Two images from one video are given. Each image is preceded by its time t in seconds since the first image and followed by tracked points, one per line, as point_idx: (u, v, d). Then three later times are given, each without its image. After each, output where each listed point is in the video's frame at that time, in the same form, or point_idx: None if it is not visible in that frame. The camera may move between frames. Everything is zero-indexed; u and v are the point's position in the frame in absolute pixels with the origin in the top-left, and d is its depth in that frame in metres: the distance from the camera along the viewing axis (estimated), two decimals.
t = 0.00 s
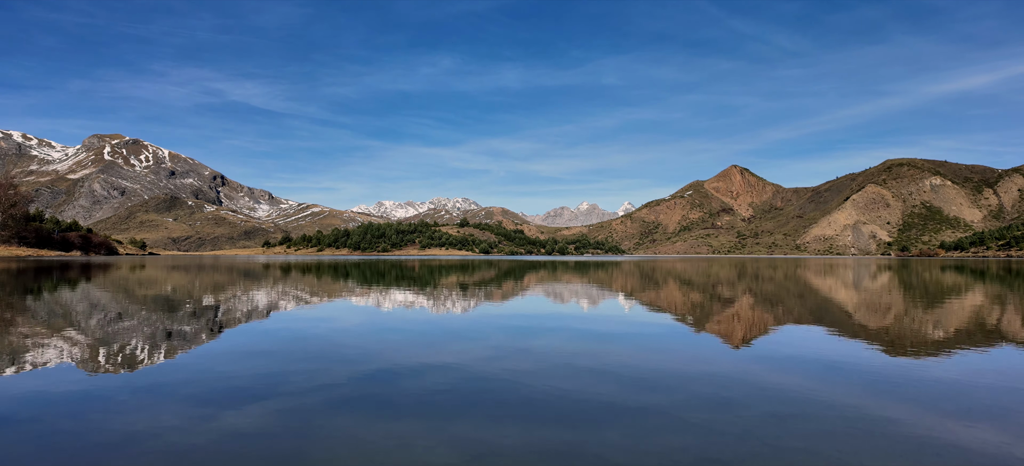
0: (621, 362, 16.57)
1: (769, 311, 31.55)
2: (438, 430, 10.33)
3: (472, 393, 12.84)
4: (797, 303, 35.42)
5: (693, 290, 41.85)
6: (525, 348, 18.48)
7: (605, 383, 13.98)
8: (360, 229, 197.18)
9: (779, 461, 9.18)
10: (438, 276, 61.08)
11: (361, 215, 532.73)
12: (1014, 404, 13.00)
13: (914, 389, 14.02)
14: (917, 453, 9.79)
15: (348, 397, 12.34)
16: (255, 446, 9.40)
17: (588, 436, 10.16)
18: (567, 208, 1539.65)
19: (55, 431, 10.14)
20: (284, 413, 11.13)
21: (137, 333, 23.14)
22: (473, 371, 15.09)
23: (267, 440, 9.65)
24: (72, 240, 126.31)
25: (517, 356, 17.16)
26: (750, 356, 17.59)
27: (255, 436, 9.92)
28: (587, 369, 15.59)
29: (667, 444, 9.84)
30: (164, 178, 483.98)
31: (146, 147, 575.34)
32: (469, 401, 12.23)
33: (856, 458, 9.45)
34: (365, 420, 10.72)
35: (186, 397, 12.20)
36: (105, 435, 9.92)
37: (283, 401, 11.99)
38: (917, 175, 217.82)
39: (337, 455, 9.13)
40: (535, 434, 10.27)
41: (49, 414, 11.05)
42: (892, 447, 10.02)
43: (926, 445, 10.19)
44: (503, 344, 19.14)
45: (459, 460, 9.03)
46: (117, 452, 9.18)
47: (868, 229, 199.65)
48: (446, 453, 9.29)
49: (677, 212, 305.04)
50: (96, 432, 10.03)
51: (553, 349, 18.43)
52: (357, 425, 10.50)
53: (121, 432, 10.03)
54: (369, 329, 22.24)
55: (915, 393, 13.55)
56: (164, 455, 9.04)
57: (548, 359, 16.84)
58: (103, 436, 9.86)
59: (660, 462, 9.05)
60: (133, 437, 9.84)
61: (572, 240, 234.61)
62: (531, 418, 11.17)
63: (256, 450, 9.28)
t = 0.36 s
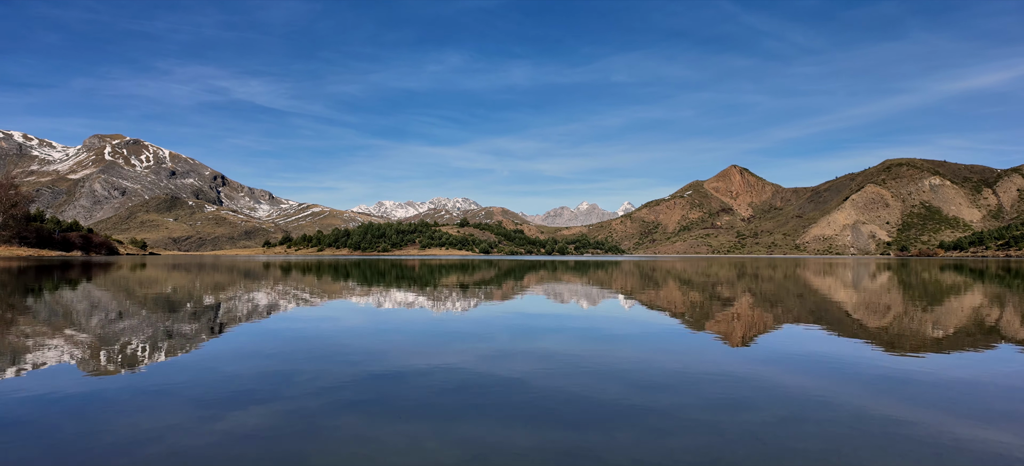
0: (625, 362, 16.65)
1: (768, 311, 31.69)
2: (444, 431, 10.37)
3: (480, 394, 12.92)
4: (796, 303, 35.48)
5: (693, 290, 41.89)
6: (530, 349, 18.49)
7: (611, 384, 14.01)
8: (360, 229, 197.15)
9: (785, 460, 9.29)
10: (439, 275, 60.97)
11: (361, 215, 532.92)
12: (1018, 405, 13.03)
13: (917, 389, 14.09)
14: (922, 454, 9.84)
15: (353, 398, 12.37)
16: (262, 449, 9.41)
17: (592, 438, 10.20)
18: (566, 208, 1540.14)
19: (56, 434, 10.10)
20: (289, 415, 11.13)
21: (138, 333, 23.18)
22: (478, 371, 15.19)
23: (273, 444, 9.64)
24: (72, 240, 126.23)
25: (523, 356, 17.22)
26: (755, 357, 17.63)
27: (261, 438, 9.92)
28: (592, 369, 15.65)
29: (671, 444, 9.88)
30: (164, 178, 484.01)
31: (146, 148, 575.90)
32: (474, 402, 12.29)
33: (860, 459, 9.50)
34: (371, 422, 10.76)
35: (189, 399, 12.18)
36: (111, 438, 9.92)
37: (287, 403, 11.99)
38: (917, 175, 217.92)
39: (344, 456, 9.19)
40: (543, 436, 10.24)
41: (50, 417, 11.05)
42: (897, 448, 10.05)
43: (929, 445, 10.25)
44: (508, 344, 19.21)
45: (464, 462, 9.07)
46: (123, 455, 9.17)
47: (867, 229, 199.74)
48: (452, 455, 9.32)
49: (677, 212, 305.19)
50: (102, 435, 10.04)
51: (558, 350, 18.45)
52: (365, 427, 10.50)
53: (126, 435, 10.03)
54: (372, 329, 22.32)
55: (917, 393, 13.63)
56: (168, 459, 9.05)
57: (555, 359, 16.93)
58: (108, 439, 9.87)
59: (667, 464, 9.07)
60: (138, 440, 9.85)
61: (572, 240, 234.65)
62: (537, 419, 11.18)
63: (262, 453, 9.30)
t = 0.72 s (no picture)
0: (630, 362, 16.72)
1: (768, 310, 31.76)
2: (452, 433, 10.40)
3: (485, 395, 12.98)
4: (796, 303, 35.49)
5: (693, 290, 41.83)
6: (534, 349, 18.54)
7: (616, 385, 14.04)
8: (360, 229, 197.10)
9: (789, 460, 9.37)
10: (439, 275, 60.94)
11: (361, 215, 533.00)
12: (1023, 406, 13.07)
13: (921, 389, 14.17)
14: (926, 454, 9.91)
15: (358, 399, 12.43)
16: (269, 453, 9.41)
17: (601, 439, 10.28)
18: (566, 208, 1540.35)
19: (64, 435, 10.17)
20: (295, 417, 11.17)
21: (137, 333, 23.15)
22: (482, 371, 15.25)
23: (281, 446, 9.70)
24: (73, 240, 126.24)
25: (527, 357, 17.30)
26: (758, 357, 17.62)
27: (268, 440, 9.98)
28: (596, 370, 15.71)
29: (677, 445, 9.98)
30: (164, 178, 483.98)
31: (146, 148, 575.97)
32: (480, 403, 12.36)
33: (864, 459, 9.60)
34: (377, 424, 10.83)
35: (193, 401, 12.25)
36: (119, 440, 9.98)
37: (292, 404, 12.03)
38: (916, 175, 218.16)
39: (351, 457, 9.28)
40: (549, 437, 10.29)
41: (56, 418, 11.11)
42: (899, 448, 10.15)
43: (933, 445, 10.34)
44: (512, 345, 19.27)
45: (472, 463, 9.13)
46: (132, 457, 9.24)
47: (867, 229, 199.86)
48: (459, 456, 9.39)
49: (676, 212, 305.32)
50: (107, 438, 10.05)
51: (562, 350, 18.52)
52: (372, 429, 10.55)
53: (134, 437, 10.10)
54: (373, 329, 22.37)
55: (923, 394, 13.70)
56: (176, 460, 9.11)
57: (559, 359, 17.01)
58: (115, 441, 9.93)
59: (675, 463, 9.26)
60: (147, 441, 9.91)
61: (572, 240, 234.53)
62: (543, 421, 11.23)
63: (271, 455, 9.35)
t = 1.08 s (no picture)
0: (634, 363, 16.74)
1: (768, 310, 31.81)
2: (459, 435, 10.42)
3: (491, 396, 13.02)
4: (795, 303, 35.53)
5: (692, 290, 41.83)
6: (538, 350, 18.59)
7: (621, 386, 14.06)
8: (360, 229, 197.08)
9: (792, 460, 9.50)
10: (439, 275, 61.03)
11: (361, 215, 533.10)
12: None
13: (923, 390, 14.23)
14: (930, 454, 9.97)
15: (364, 401, 12.46)
16: (273, 455, 9.42)
17: (606, 440, 10.33)
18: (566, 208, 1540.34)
19: (69, 437, 10.21)
20: (300, 419, 11.18)
21: (138, 333, 23.18)
22: (487, 372, 15.30)
23: (289, 447, 9.77)
24: (74, 240, 126.36)
25: (532, 357, 17.35)
26: (761, 358, 17.64)
27: (272, 443, 9.99)
28: (600, 371, 15.77)
29: (682, 446, 10.03)
30: (165, 178, 483.95)
31: (147, 148, 576.26)
32: (485, 404, 12.43)
33: (869, 459, 9.65)
34: (382, 425, 10.87)
35: (196, 403, 12.25)
36: (122, 442, 9.99)
37: (297, 406, 12.05)
38: (916, 175, 218.24)
39: (359, 458, 9.33)
40: (556, 439, 10.32)
41: (60, 421, 11.12)
42: (901, 448, 10.20)
43: (934, 445, 10.41)
44: (515, 345, 19.34)
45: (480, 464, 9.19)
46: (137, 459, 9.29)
47: (866, 229, 199.95)
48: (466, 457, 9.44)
49: (676, 212, 305.50)
50: (113, 440, 10.08)
51: (566, 351, 18.54)
52: (379, 430, 10.60)
53: (137, 439, 10.11)
54: (374, 329, 22.47)
55: (925, 394, 13.76)
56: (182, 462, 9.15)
57: (565, 361, 17.04)
58: (118, 443, 9.95)
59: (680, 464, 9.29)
60: (151, 444, 9.92)
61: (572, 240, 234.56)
62: (549, 422, 11.26)
63: (276, 457, 9.36)
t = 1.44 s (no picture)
0: (640, 364, 16.80)
1: (767, 309, 32.26)
2: (466, 436, 10.46)
3: (497, 397, 13.11)
4: (795, 302, 35.85)
5: (692, 289, 41.85)
6: (545, 350, 18.70)
7: (628, 387, 14.09)
8: (361, 229, 197.16)
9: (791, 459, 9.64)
10: (439, 275, 60.98)
11: (361, 215, 533.17)
12: None
13: (928, 390, 14.30)
14: (936, 455, 10.03)
15: (369, 402, 12.47)
16: (281, 458, 9.42)
17: (614, 440, 10.40)
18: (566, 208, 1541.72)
19: (72, 439, 10.24)
20: (306, 420, 11.20)
21: (138, 333, 23.25)
22: (493, 373, 15.39)
23: (293, 451, 9.73)
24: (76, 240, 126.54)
25: (538, 358, 17.49)
26: (764, 358, 17.81)
27: (280, 445, 9.98)
28: (606, 371, 15.82)
29: (690, 447, 10.07)
30: (166, 178, 484.10)
31: (148, 148, 576.36)
32: (493, 405, 12.46)
33: (868, 459, 9.77)
34: (391, 426, 10.91)
35: (199, 404, 12.23)
36: (128, 444, 10.00)
37: (301, 407, 12.06)
38: (915, 175, 218.58)
39: (364, 459, 9.43)
40: (562, 441, 10.35)
41: (62, 422, 11.14)
42: (906, 449, 10.27)
43: (940, 446, 10.46)
44: (522, 345, 19.44)
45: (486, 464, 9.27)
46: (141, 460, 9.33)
47: (865, 229, 200.16)
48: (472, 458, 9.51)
49: (676, 212, 305.80)
50: (117, 442, 10.09)
51: (572, 351, 18.67)
52: (383, 432, 10.62)
53: (143, 442, 10.10)
54: (378, 329, 22.67)
55: (929, 394, 13.84)
56: None
57: (571, 361, 17.17)
58: (124, 445, 9.93)
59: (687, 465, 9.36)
60: (157, 447, 9.90)
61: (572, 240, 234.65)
62: (555, 423, 11.28)
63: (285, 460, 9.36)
